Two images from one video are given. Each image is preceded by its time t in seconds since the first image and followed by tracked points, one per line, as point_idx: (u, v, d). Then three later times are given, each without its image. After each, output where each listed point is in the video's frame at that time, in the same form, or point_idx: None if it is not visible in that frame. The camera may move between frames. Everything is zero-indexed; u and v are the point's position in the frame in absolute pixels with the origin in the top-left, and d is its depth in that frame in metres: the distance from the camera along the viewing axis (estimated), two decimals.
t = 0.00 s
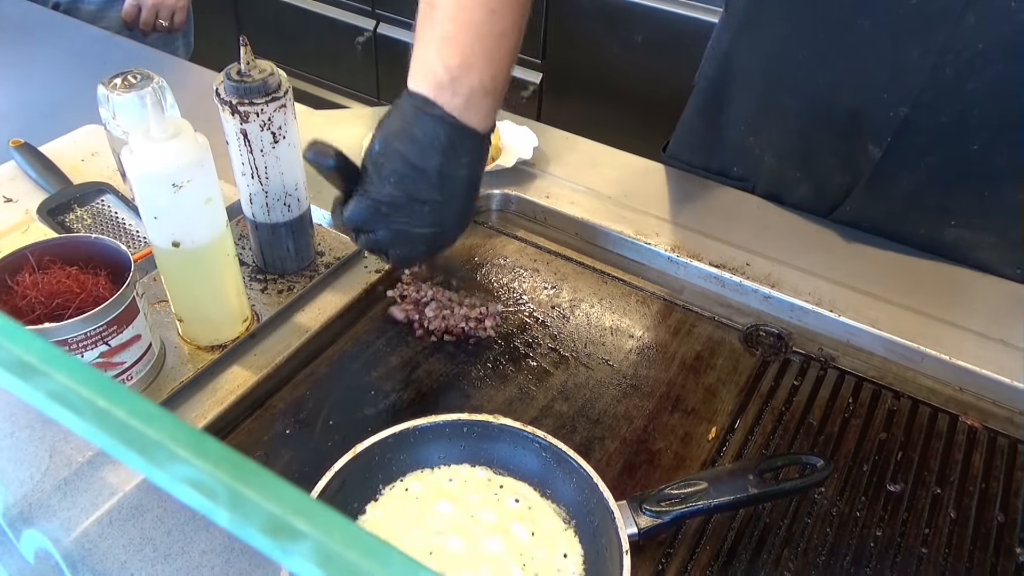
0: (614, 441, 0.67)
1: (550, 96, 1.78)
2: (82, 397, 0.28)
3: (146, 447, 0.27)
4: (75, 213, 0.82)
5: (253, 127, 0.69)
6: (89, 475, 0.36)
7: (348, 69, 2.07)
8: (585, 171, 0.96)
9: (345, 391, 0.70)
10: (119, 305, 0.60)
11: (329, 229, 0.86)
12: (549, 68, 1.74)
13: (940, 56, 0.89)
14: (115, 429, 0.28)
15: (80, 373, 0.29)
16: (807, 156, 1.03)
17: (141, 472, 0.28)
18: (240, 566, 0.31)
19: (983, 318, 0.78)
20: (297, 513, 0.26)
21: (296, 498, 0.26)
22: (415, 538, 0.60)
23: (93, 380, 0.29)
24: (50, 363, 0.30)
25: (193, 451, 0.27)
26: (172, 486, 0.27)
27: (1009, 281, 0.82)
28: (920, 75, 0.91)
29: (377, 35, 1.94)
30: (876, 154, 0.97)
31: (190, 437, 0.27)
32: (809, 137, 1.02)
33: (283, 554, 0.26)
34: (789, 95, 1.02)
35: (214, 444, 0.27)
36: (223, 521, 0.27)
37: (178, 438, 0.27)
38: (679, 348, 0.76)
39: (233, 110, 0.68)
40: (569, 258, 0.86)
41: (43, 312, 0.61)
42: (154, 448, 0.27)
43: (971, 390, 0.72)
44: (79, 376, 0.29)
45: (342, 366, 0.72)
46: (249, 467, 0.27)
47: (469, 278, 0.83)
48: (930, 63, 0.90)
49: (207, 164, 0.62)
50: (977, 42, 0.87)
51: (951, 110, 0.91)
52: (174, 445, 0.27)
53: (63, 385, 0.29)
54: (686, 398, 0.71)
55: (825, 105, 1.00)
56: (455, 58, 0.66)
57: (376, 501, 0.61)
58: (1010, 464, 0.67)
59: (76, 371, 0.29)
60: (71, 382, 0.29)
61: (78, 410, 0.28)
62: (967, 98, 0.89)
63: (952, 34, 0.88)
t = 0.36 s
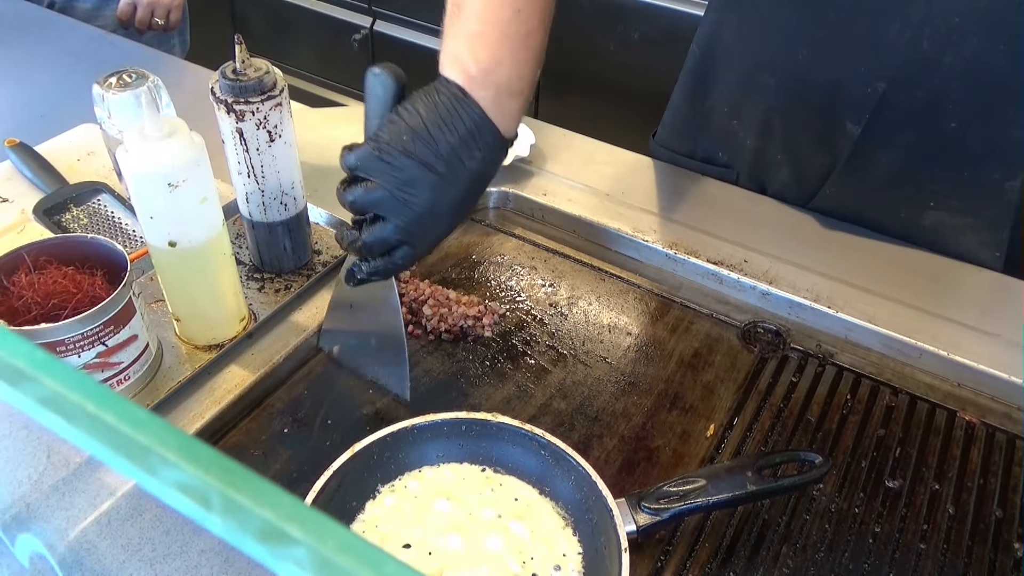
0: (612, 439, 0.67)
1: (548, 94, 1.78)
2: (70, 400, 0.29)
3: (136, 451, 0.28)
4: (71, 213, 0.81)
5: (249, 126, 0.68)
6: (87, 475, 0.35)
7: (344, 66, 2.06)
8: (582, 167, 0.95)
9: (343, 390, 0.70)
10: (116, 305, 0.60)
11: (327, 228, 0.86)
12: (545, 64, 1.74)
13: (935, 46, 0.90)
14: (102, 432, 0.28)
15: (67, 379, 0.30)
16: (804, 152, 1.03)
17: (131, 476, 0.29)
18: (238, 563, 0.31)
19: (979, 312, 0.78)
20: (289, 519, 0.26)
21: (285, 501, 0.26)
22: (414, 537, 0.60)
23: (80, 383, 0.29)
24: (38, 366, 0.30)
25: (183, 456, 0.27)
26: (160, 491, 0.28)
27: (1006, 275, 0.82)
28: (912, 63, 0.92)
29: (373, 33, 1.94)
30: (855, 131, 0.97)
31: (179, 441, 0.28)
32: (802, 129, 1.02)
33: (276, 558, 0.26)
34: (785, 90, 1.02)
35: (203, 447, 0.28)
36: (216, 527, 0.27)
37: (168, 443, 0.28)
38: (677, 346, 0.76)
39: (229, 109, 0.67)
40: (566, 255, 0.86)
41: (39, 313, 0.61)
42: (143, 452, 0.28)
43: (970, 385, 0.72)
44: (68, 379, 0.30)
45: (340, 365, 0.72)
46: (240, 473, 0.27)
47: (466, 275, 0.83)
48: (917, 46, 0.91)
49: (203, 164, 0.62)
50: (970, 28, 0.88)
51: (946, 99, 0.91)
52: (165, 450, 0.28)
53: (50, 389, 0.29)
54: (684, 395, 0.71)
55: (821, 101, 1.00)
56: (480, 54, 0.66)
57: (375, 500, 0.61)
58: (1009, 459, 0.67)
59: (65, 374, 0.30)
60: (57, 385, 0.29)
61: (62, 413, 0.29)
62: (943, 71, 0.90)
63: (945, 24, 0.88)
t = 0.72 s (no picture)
0: (613, 436, 0.67)
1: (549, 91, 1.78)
2: (76, 402, 0.29)
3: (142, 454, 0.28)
4: (71, 211, 0.81)
5: (250, 124, 0.68)
6: (88, 474, 0.36)
7: (344, 63, 2.06)
8: (583, 165, 0.95)
9: (345, 388, 0.70)
10: (117, 303, 0.60)
11: (327, 226, 0.85)
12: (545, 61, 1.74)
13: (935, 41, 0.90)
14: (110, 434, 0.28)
15: (74, 381, 0.30)
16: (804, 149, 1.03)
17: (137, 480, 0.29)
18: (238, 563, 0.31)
19: (980, 309, 0.78)
20: (296, 522, 0.26)
21: (302, 508, 0.26)
22: (415, 535, 0.60)
23: (87, 386, 0.30)
24: (44, 367, 0.30)
25: (189, 458, 0.27)
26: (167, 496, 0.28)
27: (1006, 272, 0.81)
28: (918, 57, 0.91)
29: (373, 30, 1.93)
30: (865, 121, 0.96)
31: (187, 444, 0.28)
32: (803, 126, 1.02)
33: (281, 563, 0.26)
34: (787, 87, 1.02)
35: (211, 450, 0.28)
36: (217, 528, 0.27)
37: (175, 446, 0.28)
38: (678, 343, 0.76)
39: (229, 106, 0.67)
40: (566, 252, 0.86)
41: (40, 312, 0.61)
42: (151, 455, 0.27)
43: (971, 382, 0.72)
44: (75, 381, 0.30)
45: (341, 363, 0.72)
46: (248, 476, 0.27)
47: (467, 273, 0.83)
48: (925, 42, 0.90)
49: (204, 162, 0.62)
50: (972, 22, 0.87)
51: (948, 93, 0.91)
52: (172, 452, 0.28)
53: (56, 391, 0.29)
54: (685, 393, 0.71)
55: (822, 98, 1.00)
56: (531, 16, 0.80)
57: (377, 498, 0.61)
58: (1010, 456, 0.67)
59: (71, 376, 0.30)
60: (63, 387, 0.29)
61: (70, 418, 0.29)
62: (954, 62, 0.90)
63: (948, 21, 0.88)
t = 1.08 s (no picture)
0: (609, 442, 0.67)
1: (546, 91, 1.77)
2: (36, 446, 0.30)
3: (97, 501, 0.28)
4: (63, 215, 0.81)
5: (242, 128, 0.68)
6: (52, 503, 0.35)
7: (341, 63, 2.05)
8: (580, 167, 0.95)
9: (338, 393, 0.70)
10: (108, 309, 0.60)
11: (322, 229, 0.84)
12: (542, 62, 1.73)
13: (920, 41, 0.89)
14: (62, 486, 0.29)
15: (39, 428, 0.30)
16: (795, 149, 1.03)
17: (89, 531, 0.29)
18: None
19: (975, 313, 0.77)
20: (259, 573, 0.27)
21: (272, 567, 0.27)
22: (409, 542, 0.60)
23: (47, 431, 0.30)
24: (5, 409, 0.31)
25: (148, 506, 0.28)
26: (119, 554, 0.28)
27: (1002, 275, 0.81)
28: (908, 59, 0.90)
29: (370, 30, 1.93)
30: (847, 103, 0.96)
31: (146, 492, 0.28)
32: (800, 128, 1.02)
33: None
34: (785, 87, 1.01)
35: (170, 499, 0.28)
36: None
37: (133, 493, 0.28)
38: (674, 347, 0.76)
39: (221, 110, 0.67)
40: (559, 254, 0.85)
41: (30, 317, 0.61)
42: (106, 502, 0.28)
43: (967, 387, 0.72)
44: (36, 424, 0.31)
45: (334, 368, 0.72)
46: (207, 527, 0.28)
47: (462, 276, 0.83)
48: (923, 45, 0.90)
49: (195, 166, 0.62)
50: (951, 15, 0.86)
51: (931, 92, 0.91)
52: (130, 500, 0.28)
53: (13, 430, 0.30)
54: (681, 398, 0.71)
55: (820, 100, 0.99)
56: None
57: (370, 506, 0.60)
58: (1007, 462, 0.66)
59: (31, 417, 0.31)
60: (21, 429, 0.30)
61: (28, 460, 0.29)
62: (933, 43, 0.88)
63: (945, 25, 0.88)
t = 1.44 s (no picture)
0: (607, 443, 0.66)
1: (543, 87, 1.76)
2: None
3: (47, 524, 0.27)
4: (56, 215, 0.80)
5: (235, 126, 0.67)
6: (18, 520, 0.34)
7: (338, 61, 2.04)
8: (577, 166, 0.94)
9: (334, 395, 0.69)
10: (99, 311, 0.59)
11: (317, 229, 0.84)
12: (539, 60, 1.73)
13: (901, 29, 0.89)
14: (11, 507, 0.28)
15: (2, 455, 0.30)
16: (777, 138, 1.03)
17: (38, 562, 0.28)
18: None
19: (973, 312, 0.77)
20: None
21: None
22: (405, 544, 0.59)
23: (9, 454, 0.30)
24: None
25: (99, 527, 0.27)
26: None
27: (1000, 273, 0.81)
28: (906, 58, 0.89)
29: (367, 28, 1.92)
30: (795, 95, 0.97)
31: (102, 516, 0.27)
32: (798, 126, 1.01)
33: None
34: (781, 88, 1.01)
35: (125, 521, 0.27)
36: None
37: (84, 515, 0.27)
38: (672, 347, 0.75)
39: (214, 109, 0.66)
40: (556, 254, 0.85)
41: (20, 320, 0.60)
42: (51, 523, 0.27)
43: (968, 386, 0.71)
44: None
45: (329, 369, 0.71)
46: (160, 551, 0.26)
47: (459, 276, 0.82)
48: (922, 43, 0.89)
49: (187, 166, 0.61)
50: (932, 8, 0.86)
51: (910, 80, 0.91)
52: (77, 520, 0.27)
53: None
54: (679, 399, 0.70)
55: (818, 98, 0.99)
56: None
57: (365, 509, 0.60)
58: (1008, 462, 0.66)
59: None
60: None
61: None
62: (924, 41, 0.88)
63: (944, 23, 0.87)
